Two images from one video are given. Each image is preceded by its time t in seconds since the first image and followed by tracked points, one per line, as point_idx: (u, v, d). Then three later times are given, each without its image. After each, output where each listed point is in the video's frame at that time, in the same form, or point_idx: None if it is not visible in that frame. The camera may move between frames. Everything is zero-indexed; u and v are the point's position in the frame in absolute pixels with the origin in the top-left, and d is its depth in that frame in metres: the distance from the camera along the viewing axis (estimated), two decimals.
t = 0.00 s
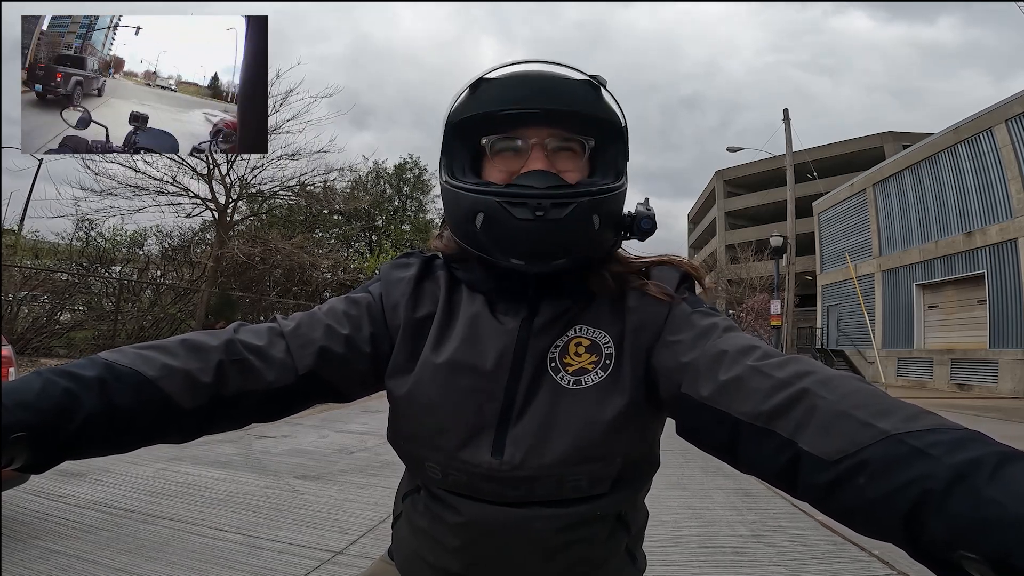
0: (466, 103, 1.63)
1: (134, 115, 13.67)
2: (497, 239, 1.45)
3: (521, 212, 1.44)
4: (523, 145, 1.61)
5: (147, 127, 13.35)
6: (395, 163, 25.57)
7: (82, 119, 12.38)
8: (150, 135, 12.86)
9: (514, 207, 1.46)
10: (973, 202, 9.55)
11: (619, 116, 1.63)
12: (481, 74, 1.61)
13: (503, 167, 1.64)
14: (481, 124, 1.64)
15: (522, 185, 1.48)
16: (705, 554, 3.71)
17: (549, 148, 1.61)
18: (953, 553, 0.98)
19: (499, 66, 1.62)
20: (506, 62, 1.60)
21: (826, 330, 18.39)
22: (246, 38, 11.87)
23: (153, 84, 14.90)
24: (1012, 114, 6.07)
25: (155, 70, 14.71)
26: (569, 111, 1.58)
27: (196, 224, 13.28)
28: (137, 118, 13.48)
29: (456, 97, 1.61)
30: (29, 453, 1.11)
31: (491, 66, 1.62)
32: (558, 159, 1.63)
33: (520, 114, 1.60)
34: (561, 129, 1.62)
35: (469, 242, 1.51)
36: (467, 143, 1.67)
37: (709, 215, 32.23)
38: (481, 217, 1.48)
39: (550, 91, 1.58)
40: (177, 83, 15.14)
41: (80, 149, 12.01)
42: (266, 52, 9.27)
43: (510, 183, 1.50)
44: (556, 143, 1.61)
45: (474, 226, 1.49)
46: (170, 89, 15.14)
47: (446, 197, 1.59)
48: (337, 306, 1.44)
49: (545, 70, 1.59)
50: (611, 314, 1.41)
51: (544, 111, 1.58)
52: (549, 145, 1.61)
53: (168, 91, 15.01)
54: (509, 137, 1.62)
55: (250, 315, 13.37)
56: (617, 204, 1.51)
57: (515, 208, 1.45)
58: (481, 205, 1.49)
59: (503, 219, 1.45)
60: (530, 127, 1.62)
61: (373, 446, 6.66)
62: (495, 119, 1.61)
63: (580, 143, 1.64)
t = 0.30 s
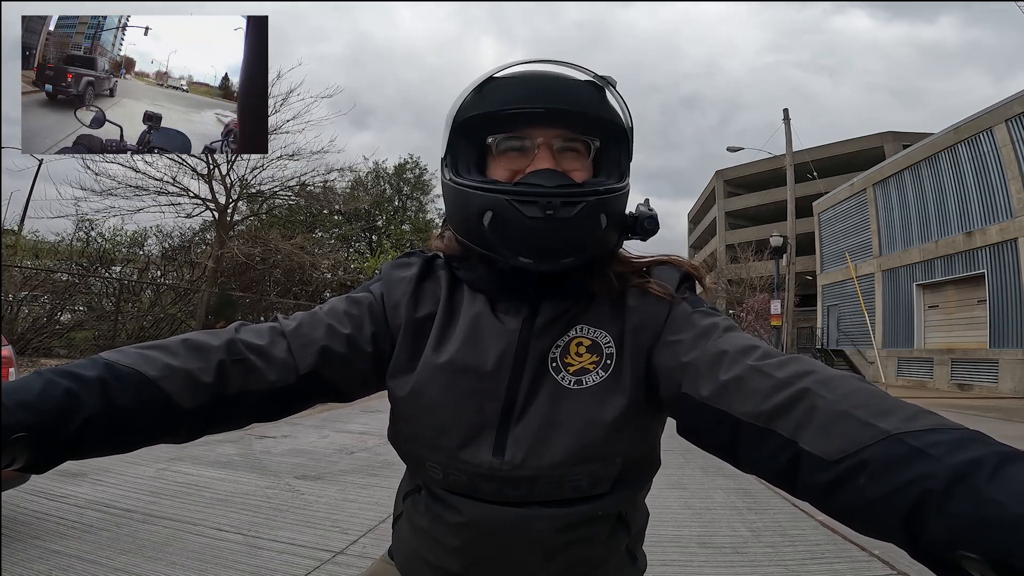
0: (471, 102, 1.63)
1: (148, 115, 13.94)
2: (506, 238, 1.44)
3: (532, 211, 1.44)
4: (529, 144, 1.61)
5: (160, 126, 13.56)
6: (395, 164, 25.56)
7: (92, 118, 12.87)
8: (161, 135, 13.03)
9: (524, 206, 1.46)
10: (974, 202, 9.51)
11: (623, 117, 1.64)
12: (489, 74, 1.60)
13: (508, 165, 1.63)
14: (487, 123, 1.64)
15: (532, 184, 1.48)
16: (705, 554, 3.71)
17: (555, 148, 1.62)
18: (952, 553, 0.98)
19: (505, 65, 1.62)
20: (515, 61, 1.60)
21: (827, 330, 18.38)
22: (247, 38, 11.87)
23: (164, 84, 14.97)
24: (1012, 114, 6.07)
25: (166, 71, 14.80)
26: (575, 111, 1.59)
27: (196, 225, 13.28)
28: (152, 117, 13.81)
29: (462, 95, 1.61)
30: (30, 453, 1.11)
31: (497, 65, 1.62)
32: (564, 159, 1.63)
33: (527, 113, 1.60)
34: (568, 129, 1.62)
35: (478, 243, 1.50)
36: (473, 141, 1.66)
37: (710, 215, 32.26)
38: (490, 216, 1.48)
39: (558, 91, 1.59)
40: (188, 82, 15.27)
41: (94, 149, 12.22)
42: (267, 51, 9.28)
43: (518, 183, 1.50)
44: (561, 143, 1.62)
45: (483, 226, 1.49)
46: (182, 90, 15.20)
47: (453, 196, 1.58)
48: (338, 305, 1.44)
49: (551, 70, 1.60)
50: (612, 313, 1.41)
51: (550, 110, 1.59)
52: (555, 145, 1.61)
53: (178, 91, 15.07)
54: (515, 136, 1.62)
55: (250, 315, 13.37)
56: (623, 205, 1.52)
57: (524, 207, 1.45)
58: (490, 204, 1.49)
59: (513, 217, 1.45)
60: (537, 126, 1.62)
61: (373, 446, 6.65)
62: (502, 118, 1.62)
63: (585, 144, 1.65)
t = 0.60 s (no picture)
0: (472, 102, 1.63)
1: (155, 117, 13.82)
2: (504, 239, 1.44)
3: (532, 214, 1.44)
4: (529, 145, 1.61)
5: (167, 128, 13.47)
6: (395, 164, 25.54)
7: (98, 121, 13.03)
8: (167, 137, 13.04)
9: (524, 208, 1.46)
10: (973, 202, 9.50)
11: (624, 118, 1.64)
12: (489, 74, 1.61)
13: (508, 166, 1.64)
14: (487, 123, 1.64)
15: (531, 187, 1.48)
16: (704, 553, 3.71)
17: (556, 148, 1.62)
18: (952, 553, 0.99)
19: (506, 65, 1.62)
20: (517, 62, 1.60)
21: (826, 330, 18.37)
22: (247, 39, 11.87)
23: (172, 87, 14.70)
24: (1011, 114, 6.08)
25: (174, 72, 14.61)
26: (577, 111, 1.59)
27: (196, 225, 13.27)
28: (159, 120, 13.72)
29: (462, 95, 1.61)
30: (30, 453, 1.11)
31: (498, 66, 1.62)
32: (564, 160, 1.63)
33: (526, 114, 1.60)
34: (568, 130, 1.62)
35: (479, 245, 1.50)
36: (473, 142, 1.66)
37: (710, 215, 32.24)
38: (490, 218, 1.48)
39: (559, 92, 1.59)
40: (195, 85, 15.03)
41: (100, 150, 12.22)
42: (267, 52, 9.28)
43: (518, 185, 1.50)
44: (562, 144, 1.62)
45: (482, 227, 1.49)
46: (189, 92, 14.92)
47: (453, 198, 1.58)
48: (338, 306, 1.44)
49: (552, 71, 1.60)
50: (612, 314, 1.41)
51: (551, 112, 1.58)
52: (555, 146, 1.61)
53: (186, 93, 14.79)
54: (515, 137, 1.62)
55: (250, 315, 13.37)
56: (623, 206, 1.52)
57: (524, 210, 1.46)
58: (489, 206, 1.49)
59: (512, 218, 1.45)
60: (537, 127, 1.62)
61: (373, 446, 6.65)
62: (502, 118, 1.61)
63: (586, 145, 1.64)
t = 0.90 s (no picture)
0: (469, 103, 1.63)
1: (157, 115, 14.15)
2: (500, 238, 1.45)
3: (526, 214, 1.45)
4: (526, 145, 1.62)
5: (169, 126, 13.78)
6: (395, 164, 25.52)
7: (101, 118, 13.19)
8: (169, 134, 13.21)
9: (520, 208, 1.46)
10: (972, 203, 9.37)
11: (621, 117, 1.64)
12: (485, 75, 1.60)
13: (506, 167, 1.64)
14: (486, 124, 1.64)
15: (528, 187, 1.48)
16: (704, 554, 3.71)
17: (553, 149, 1.62)
18: (951, 554, 0.99)
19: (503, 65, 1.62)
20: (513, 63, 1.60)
21: (827, 330, 18.34)
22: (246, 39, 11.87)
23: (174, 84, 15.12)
24: (1010, 114, 6.08)
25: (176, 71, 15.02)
26: (575, 112, 1.59)
27: (196, 225, 13.27)
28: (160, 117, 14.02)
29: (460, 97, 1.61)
30: (30, 452, 1.11)
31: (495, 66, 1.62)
32: (562, 160, 1.63)
33: (525, 115, 1.60)
34: (566, 130, 1.62)
35: (476, 246, 1.50)
36: (472, 142, 1.66)
37: (710, 215, 32.30)
38: (485, 218, 1.48)
39: (556, 92, 1.59)
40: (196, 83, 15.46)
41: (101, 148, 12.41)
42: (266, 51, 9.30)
43: (514, 185, 1.51)
44: (560, 144, 1.62)
45: (477, 228, 1.49)
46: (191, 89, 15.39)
47: (451, 199, 1.58)
48: (339, 305, 1.44)
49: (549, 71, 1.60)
50: (612, 314, 1.41)
51: (548, 112, 1.59)
52: (553, 146, 1.61)
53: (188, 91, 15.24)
54: (513, 138, 1.62)
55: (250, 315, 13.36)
56: (620, 205, 1.53)
57: (519, 210, 1.46)
58: (484, 206, 1.50)
59: (507, 218, 1.46)
60: (534, 128, 1.62)
61: (373, 447, 6.65)
62: (500, 119, 1.62)
63: (584, 144, 1.65)
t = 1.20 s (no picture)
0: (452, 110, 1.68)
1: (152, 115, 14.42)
2: (472, 244, 1.48)
3: (488, 214, 1.46)
4: (505, 146, 1.60)
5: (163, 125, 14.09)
6: (395, 163, 25.48)
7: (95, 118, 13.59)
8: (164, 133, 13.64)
9: (483, 209, 1.48)
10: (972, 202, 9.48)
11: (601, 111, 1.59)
12: (465, 77, 1.65)
13: (487, 168, 1.63)
14: (467, 129, 1.67)
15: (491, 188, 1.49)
16: (703, 554, 3.71)
17: (530, 148, 1.59)
18: (951, 557, 0.98)
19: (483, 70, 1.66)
20: (489, 64, 1.62)
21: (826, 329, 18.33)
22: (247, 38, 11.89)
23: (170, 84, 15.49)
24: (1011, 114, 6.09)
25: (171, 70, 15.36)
26: (549, 109, 1.57)
27: (196, 224, 13.26)
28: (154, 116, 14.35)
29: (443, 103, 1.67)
30: (36, 465, 1.11)
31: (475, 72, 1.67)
32: (540, 160, 1.60)
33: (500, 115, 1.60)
34: (543, 129, 1.60)
35: (457, 244, 1.53)
36: (459, 148, 1.70)
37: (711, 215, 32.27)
38: (456, 219, 1.51)
39: (529, 90, 1.59)
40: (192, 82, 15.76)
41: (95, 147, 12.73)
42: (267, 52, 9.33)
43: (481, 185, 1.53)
44: (537, 143, 1.59)
45: (450, 229, 1.53)
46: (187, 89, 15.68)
47: (434, 199, 1.62)
48: (342, 304, 1.44)
49: (523, 71, 1.59)
50: (610, 318, 1.41)
51: (520, 110, 1.58)
52: (530, 146, 1.58)
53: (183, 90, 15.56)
54: (491, 139, 1.61)
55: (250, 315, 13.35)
56: (601, 202, 1.50)
57: (481, 210, 1.48)
58: (452, 209, 1.53)
59: (472, 220, 1.48)
60: (511, 129, 1.62)
61: (373, 446, 6.65)
62: (477, 120, 1.63)
63: (564, 142, 1.60)
